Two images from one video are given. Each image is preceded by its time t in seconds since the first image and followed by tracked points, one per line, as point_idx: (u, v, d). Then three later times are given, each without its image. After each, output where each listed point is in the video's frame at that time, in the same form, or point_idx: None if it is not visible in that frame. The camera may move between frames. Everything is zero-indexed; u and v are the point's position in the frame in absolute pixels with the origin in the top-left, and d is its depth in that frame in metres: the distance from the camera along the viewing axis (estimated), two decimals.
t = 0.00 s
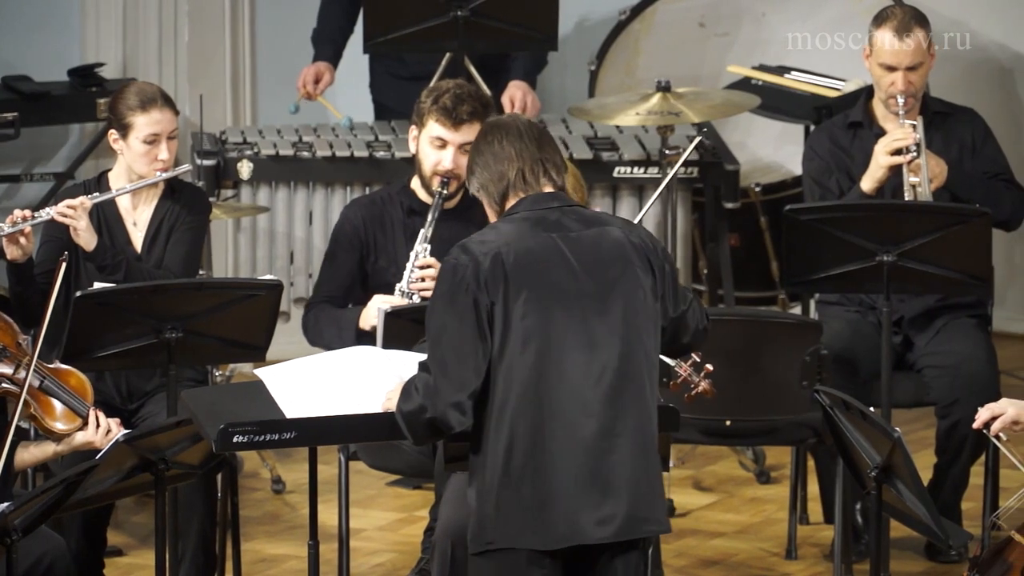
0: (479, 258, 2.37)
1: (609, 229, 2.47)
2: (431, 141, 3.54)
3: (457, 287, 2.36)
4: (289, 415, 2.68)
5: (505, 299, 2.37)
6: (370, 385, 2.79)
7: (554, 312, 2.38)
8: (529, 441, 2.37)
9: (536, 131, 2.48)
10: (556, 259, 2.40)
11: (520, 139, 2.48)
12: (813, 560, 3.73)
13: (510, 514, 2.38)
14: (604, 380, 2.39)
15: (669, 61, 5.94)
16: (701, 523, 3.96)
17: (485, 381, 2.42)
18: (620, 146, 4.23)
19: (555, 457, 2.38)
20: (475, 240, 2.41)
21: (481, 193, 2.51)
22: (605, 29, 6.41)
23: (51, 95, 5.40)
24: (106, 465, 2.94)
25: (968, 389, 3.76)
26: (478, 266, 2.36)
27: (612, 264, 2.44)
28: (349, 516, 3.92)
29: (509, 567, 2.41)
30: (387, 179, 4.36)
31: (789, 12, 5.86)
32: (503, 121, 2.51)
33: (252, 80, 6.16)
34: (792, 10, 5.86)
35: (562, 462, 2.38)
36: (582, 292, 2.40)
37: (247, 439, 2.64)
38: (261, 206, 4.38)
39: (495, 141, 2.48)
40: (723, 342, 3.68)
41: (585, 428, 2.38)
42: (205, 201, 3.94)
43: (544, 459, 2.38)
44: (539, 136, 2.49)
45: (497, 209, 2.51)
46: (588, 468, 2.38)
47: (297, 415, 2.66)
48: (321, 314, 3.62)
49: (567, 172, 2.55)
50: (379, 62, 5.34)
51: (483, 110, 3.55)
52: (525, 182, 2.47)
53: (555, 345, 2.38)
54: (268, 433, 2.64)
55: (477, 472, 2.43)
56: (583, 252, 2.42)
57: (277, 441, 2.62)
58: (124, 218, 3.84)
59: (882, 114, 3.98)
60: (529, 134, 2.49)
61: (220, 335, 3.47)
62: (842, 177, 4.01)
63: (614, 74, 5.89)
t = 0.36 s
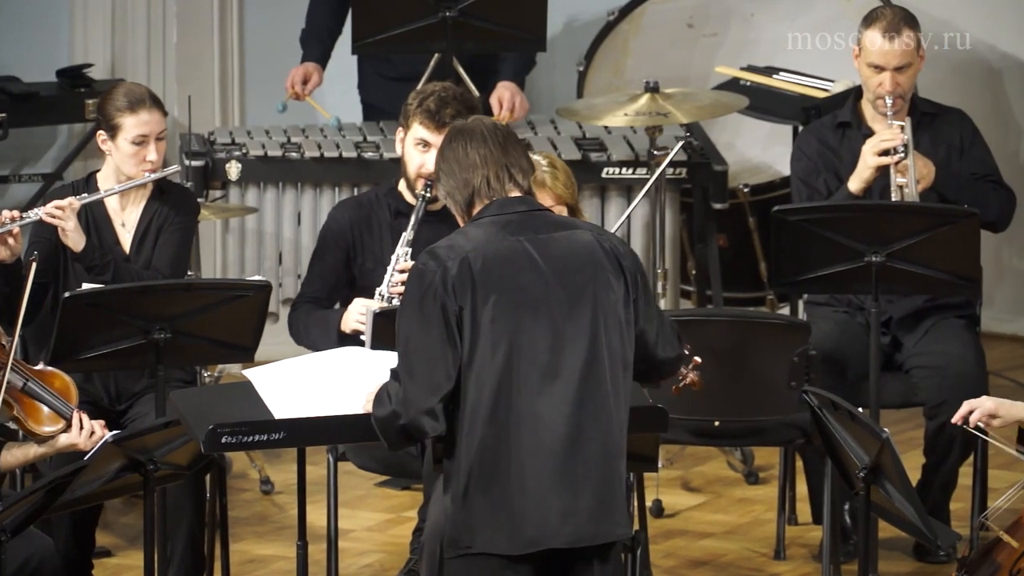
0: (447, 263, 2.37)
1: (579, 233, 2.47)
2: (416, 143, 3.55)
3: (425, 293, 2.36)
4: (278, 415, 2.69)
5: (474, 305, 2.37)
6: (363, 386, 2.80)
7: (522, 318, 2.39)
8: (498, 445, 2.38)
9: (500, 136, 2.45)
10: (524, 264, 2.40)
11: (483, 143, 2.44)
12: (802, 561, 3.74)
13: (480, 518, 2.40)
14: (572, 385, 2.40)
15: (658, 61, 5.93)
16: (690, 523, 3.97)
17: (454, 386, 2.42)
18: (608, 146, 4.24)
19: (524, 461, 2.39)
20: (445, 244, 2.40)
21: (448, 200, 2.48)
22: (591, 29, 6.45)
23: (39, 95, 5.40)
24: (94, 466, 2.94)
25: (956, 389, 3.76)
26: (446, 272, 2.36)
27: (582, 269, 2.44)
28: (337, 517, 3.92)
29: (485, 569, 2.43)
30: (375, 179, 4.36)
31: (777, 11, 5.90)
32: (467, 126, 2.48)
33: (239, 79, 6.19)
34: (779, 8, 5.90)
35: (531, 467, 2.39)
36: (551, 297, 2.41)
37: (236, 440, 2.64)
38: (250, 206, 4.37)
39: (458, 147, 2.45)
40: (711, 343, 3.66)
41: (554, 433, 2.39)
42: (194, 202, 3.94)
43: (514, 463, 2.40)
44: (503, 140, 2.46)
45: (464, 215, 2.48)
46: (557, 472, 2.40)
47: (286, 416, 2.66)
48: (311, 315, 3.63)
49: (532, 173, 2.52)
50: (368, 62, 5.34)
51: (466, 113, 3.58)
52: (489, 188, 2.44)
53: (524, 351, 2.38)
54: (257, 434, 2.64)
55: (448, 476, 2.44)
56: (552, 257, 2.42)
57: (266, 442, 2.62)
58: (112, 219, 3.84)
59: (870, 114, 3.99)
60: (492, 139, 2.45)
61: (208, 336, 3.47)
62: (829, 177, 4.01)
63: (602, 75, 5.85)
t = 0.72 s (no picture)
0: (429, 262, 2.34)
1: (563, 232, 2.43)
2: (395, 147, 3.57)
3: (405, 292, 2.34)
4: (266, 414, 2.67)
5: (456, 303, 2.33)
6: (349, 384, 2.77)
7: (504, 318, 2.35)
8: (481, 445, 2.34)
9: (487, 137, 2.41)
10: (508, 263, 2.36)
11: (470, 144, 2.41)
12: (790, 561, 3.74)
13: (463, 521, 2.35)
14: (556, 386, 2.37)
15: (645, 61, 5.93)
16: (678, 523, 3.97)
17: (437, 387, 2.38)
18: (595, 147, 4.25)
19: (506, 463, 2.36)
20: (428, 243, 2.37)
21: (435, 200, 2.46)
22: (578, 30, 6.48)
23: (27, 96, 5.41)
24: (82, 467, 2.93)
25: (943, 388, 3.76)
26: (427, 271, 2.34)
27: (567, 267, 2.40)
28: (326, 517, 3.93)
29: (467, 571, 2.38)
30: (363, 179, 4.38)
31: (768, 11, 5.93)
32: (455, 125, 2.44)
33: (227, 79, 6.19)
34: (768, 9, 5.94)
35: (514, 467, 2.35)
36: (534, 297, 2.37)
37: (223, 440, 2.64)
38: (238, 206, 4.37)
39: (446, 148, 2.42)
40: (699, 344, 3.66)
41: (536, 435, 2.36)
42: (182, 203, 3.94)
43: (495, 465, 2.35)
44: (491, 141, 2.43)
45: (451, 215, 2.46)
46: (540, 476, 2.36)
47: (275, 416, 2.65)
48: (307, 322, 3.64)
49: (521, 172, 2.49)
50: (356, 63, 5.35)
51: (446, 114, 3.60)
52: (476, 190, 2.41)
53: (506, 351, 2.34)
54: (244, 434, 2.64)
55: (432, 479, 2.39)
56: (537, 256, 2.38)
57: (254, 442, 2.62)
58: (100, 218, 3.85)
59: (858, 113, 3.99)
60: (480, 140, 2.42)
61: (195, 336, 3.46)
62: (814, 175, 4.02)
63: (590, 74, 5.86)
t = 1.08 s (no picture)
0: (439, 260, 2.39)
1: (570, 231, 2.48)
2: (389, 125, 3.52)
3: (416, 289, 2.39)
4: (260, 415, 2.64)
5: (465, 301, 2.37)
6: (342, 386, 2.76)
7: (513, 314, 2.39)
8: (491, 441, 2.37)
9: (498, 137, 2.47)
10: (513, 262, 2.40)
11: (481, 146, 2.47)
12: (784, 561, 3.74)
13: (473, 516, 2.37)
14: (565, 382, 2.41)
15: (640, 62, 5.95)
16: (672, 524, 3.97)
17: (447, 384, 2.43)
18: (590, 148, 4.26)
19: (514, 459, 2.37)
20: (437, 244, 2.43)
21: (445, 201, 2.51)
22: (572, 30, 6.49)
23: (21, 96, 5.40)
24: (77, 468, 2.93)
25: (938, 389, 3.77)
26: (435, 269, 2.39)
27: (573, 266, 2.44)
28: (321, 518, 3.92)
29: (474, 568, 2.40)
30: (356, 178, 4.41)
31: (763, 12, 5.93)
32: (466, 127, 2.50)
33: (222, 80, 6.19)
34: (765, 9, 5.92)
35: (524, 463, 2.38)
36: (542, 294, 2.41)
37: (217, 441, 2.61)
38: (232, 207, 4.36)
39: (457, 149, 2.48)
40: (693, 344, 3.67)
41: (543, 430, 2.39)
42: (176, 204, 3.94)
43: (505, 461, 2.37)
44: (502, 142, 2.49)
45: (460, 216, 2.51)
46: (548, 472, 2.39)
47: (269, 416, 2.63)
48: (296, 315, 3.62)
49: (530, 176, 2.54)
50: (351, 64, 5.35)
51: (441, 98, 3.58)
52: (485, 190, 2.46)
53: (515, 348, 2.38)
54: (238, 435, 2.61)
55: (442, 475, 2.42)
56: (543, 254, 2.42)
57: (248, 443, 2.59)
58: (95, 219, 3.85)
59: (853, 113, 3.99)
60: (491, 141, 2.48)
61: (188, 337, 3.45)
62: (808, 173, 4.02)
63: (584, 74, 5.89)
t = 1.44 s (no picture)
0: (453, 264, 2.41)
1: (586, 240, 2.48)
2: (384, 149, 3.60)
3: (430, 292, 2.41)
4: (255, 416, 2.63)
5: (478, 303, 2.39)
6: (333, 380, 2.73)
7: (525, 318, 2.39)
8: (501, 445, 2.37)
9: (514, 145, 2.49)
10: (528, 268, 2.42)
11: (496, 153, 2.50)
12: (778, 561, 3.74)
13: (480, 518, 2.37)
14: (578, 388, 2.39)
15: (634, 62, 5.96)
16: (666, 524, 3.97)
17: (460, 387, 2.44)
18: (584, 148, 4.26)
19: (527, 464, 2.37)
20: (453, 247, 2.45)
21: (458, 206, 2.55)
22: (567, 29, 6.50)
23: (15, 95, 5.40)
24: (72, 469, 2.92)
25: (932, 389, 3.76)
26: (449, 272, 2.41)
27: (588, 273, 2.44)
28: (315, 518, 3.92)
29: (484, 570, 2.41)
30: (353, 180, 4.40)
31: (757, 11, 5.93)
32: (481, 133, 2.52)
33: (215, 78, 6.20)
34: (759, 9, 5.92)
35: (533, 468, 2.37)
36: (556, 300, 2.41)
37: (212, 441, 2.58)
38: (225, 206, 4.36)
39: (472, 155, 2.51)
40: (686, 344, 3.66)
41: (557, 436, 2.38)
42: (170, 205, 3.94)
43: (517, 465, 2.37)
44: (517, 150, 2.51)
45: (473, 221, 2.55)
46: (557, 477, 2.38)
47: (263, 418, 2.61)
48: (301, 327, 3.62)
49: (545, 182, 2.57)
50: (345, 63, 5.35)
51: (434, 117, 3.64)
52: (500, 198, 2.50)
53: (527, 353, 2.38)
54: (234, 435, 2.59)
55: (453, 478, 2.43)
56: (557, 260, 2.43)
57: (243, 444, 2.57)
58: (90, 221, 3.84)
59: (849, 115, 3.99)
60: (506, 148, 2.50)
61: (182, 337, 3.45)
62: (804, 174, 4.02)
63: (579, 75, 5.89)
